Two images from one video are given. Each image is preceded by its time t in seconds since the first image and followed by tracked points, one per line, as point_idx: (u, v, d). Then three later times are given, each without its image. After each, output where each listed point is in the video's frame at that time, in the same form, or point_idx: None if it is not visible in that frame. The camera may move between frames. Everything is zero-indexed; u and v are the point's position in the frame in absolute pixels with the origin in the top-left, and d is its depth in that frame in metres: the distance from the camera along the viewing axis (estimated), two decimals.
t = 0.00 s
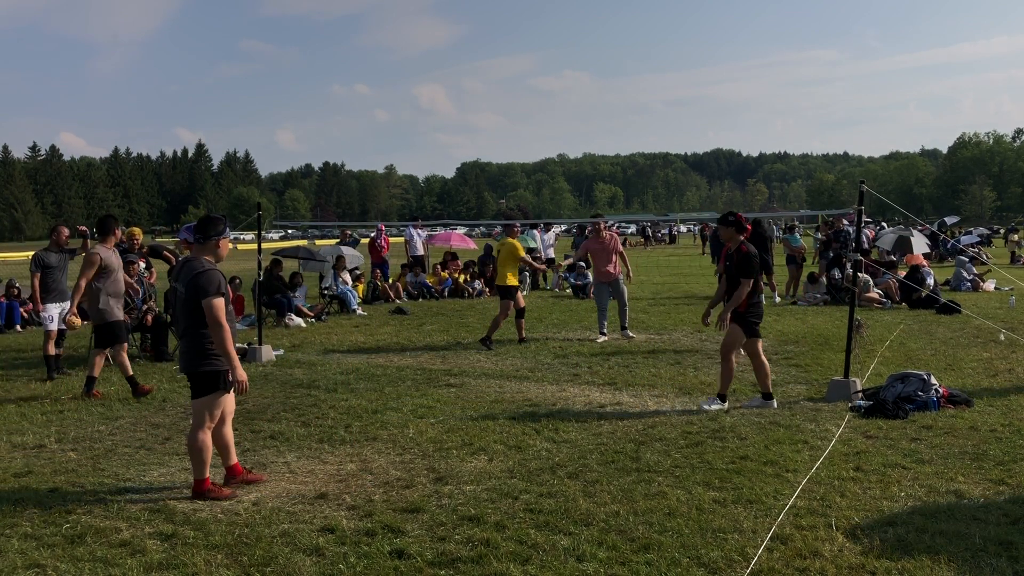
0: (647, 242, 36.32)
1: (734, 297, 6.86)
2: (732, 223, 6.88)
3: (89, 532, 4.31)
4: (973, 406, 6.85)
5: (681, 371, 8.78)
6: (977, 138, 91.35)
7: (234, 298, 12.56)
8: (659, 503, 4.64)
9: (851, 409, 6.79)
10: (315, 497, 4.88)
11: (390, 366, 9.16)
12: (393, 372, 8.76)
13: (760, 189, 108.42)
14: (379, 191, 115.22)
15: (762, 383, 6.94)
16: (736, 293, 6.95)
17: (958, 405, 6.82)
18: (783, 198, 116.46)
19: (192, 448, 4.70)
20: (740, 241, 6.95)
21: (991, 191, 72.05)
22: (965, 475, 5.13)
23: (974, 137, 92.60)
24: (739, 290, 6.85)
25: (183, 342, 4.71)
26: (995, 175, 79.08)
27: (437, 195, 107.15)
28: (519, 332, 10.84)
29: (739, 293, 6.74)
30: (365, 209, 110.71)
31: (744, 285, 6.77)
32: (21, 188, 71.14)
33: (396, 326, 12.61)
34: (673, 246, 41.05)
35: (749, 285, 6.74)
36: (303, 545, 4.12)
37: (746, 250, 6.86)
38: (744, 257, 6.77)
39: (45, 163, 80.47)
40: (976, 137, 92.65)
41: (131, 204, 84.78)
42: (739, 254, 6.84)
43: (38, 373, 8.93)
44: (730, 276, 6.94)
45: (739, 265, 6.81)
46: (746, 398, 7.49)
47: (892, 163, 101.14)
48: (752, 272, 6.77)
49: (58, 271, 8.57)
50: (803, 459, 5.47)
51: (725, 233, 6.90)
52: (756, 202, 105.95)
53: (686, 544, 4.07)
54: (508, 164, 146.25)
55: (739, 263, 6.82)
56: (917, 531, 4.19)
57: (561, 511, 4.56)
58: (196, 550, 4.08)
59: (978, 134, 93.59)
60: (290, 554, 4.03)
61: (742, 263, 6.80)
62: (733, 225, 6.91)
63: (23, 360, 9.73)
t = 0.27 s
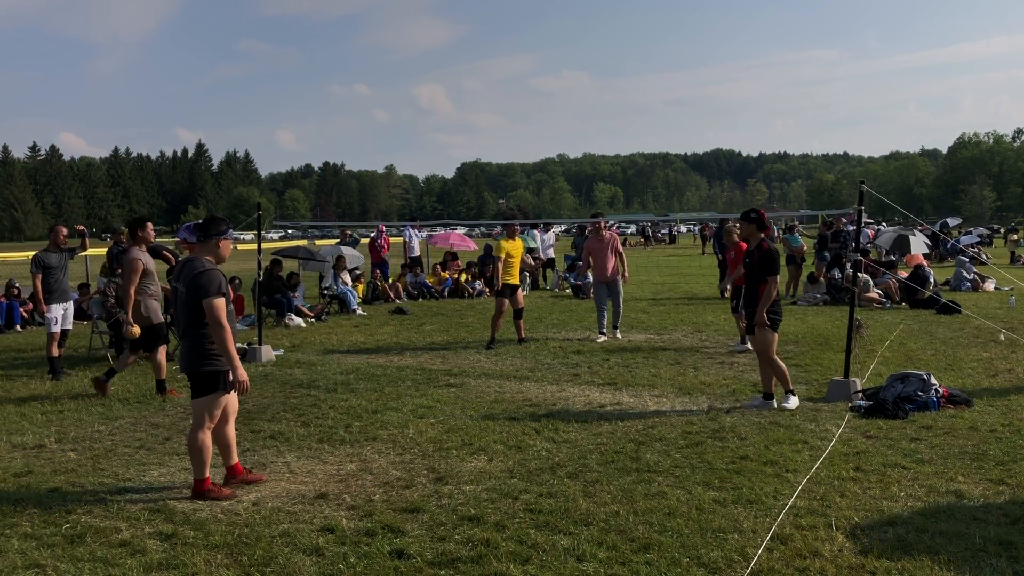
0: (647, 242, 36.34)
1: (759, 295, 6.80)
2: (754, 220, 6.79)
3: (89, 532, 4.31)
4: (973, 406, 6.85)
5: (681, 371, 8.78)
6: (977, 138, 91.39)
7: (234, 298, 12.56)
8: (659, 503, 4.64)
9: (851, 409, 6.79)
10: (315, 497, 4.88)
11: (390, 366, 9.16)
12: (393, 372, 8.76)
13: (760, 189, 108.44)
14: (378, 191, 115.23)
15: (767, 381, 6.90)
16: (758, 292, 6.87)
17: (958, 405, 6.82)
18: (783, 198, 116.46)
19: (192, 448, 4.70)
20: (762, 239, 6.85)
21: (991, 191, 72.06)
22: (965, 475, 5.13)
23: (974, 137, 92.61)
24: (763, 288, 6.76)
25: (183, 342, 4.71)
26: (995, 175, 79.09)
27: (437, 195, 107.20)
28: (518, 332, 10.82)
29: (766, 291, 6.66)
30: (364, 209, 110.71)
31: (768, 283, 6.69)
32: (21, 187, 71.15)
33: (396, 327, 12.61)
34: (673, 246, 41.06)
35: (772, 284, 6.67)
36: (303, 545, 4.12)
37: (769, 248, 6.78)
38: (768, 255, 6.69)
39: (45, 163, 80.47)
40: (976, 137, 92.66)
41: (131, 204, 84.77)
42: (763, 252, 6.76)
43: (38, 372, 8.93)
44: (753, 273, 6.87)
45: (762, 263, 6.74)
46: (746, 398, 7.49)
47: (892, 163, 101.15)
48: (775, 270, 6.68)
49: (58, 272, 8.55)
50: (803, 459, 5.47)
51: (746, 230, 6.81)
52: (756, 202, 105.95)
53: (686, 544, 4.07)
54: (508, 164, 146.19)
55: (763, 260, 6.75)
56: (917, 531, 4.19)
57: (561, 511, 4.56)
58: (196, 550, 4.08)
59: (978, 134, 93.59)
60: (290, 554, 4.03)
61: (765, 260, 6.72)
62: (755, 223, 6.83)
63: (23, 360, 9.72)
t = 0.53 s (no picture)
0: (646, 242, 36.34)
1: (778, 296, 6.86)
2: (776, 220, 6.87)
3: (89, 533, 4.31)
4: (972, 406, 6.85)
5: (681, 371, 8.79)
6: (977, 138, 91.43)
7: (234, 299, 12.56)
8: (659, 504, 4.64)
9: (851, 409, 6.79)
10: (315, 497, 4.88)
11: (390, 366, 9.16)
12: (393, 372, 8.76)
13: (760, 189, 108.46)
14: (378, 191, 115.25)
15: (768, 380, 6.95)
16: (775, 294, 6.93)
17: (958, 405, 6.82)
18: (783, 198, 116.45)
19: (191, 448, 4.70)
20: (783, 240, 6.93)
21: (991, 191, 72.07)
22: (965, 475, 5.13)
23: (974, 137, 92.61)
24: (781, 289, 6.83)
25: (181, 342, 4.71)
26: (995, 176, 79.09)
27: (438, 195, 107.22)
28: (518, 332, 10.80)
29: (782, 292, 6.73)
30: (365, 209, 110.71)
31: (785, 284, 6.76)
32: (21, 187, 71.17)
33: (396, 327, 12.62)
34: (673, 246, 41.06)
35: (792, 284, 6.74)
36: (303, 545, 4.12)
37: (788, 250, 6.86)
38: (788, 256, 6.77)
39: (45, 163, 80.48)
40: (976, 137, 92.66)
41: (131, 204, 84.76)
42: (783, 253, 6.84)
43: (38, 373, 8.93)
44: (772, 274, 6.93)
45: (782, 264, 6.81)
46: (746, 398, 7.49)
47: (892, 163, 101.14)
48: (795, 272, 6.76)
49: (58, 272, 8.56)
50: (803, 459, 5.47)
51: (768, 230, 6.88)
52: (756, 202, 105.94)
53: (686, 544, 4.07)
54: (508, 164, 146.19)
55: (784, 261, 6.82)
56: (917, 531, 4.19)
57: (561, 511, 4.56)
58: (196, 550, 4.08)
59: (978, 134, 93.60)
60: (290, 554, 4.03)
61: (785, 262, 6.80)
62: (776, 224, 6.91)
63: (23, 360, 9.72)
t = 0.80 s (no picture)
0: (647, 242, 36.36)
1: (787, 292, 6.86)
2: (790, 217, 6.93)
3: (89, 533, 4.31)
4: (972, 406, 6.85)
5: (680, 371, 8.79)
6: (977, 138, 91.46)
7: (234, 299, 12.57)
8: (659, 503, 4.64)
9: (851, 409, 6.79)
10: (315, 497, 4.88)
11: (390, 366, 9.17)
12: (393, 372, 8.77)
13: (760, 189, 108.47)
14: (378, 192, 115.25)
15: (779, 380, 7.02)
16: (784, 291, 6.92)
17: (958, 405, 6.82)
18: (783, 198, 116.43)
19: (190, 449, 4.71)
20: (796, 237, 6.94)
21: (991, 191, 72.07)
22: (965, 475, 5.13)
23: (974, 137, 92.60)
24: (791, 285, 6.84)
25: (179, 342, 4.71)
26: (995, 176, 79.08)
27: (438, 195, 107.25)
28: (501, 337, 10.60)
29: (790, 288, 6.75)
30: (364, 209, 110.71)
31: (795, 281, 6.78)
32: (21, 187, 71.20)
33: (396, 327, 12.62)
34: (673, 246, 41.08)
35: (802, 282, 6.73)
36: (303, 545, 4.12)
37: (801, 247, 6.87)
38: (801, 253, 6.79)
39: (45, 163, 80.51)
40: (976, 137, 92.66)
41: (131, 204, 84.76)
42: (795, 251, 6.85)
43: (38, 372, 8.93)
44: (782, 271, 6.91)
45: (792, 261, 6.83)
46: (746, 398, 7.49)
47: (892, 163, 101.12)
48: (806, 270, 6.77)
49: (57, 272, 8.57)
50: (803, 459, 5.48)
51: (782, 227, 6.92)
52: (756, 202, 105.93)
53: (686, 544, 4.07)
54: (508, 164, 146.19)
55: (795, 257, 6.80)
56: (917, 531, 4.19)
57: (561, 511, 4.56)
58: (196, 550, 4.08)
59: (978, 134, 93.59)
60: (290, 554, 4.03)
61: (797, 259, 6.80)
62: (791, 221, 6.94)
63: (23, 360, 9.73)
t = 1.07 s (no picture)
0: (647, 242, 36.37)
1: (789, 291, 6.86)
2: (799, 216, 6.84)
3: (89, 533, 4.31)
4: (972, 405, 6.85)
5: (680, 371, 8.79)
6: (976, 138, 91.49)
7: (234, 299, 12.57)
8: (659, 503, 4.64)
9: (851, 409, 6.79)
10: (315, 497, 4.88)
11: (390, 366, 9.17)
12: (393, 372, 8.77)
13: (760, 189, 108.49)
14: (378, 192, 115.24)
15: (783, 382, 7.02)
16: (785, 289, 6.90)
17: (958, 405, 6.82)
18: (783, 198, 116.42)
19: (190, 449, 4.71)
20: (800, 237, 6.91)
21: (991, 191, 72.08)
22: (965, 475, 5.13)
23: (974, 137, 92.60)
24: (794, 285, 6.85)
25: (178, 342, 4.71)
26: (995, 176, 79.10)
27: (438, 195, 107.27)
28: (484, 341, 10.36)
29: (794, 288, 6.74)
30: (364, 209, 110.72)
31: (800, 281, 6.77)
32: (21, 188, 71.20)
33: (396, 327, 12.63)
34: (673, 246, 41.09)
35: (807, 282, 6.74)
36: (303, 545, 4.12)
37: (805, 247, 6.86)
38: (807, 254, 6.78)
39: (45, 163, 80.54)
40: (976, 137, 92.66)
41: (131, 204, 84.76)
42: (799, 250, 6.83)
43: (38, 373, 8.93)
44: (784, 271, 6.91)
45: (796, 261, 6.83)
46: (746, 398, 7.49)
47: (891, 164, 101.10)
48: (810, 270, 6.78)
49: (57, 273, 8.57)
50: (803, 459, 5.48)
51: (789, 225, 6.84)
52: (756, 202, 105.93)
53: (686, 544, 4.07)
54: (508, 164, 146.19)
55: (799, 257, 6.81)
56: (917, 531, 4.19)
57: (561, 511, 4.56)
58: (196, 550, 4.08)
59: (977, 134, 93.59)
60: (290, 554, 4.03)
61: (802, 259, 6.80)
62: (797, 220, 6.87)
63: (23, 360, 9.73)
